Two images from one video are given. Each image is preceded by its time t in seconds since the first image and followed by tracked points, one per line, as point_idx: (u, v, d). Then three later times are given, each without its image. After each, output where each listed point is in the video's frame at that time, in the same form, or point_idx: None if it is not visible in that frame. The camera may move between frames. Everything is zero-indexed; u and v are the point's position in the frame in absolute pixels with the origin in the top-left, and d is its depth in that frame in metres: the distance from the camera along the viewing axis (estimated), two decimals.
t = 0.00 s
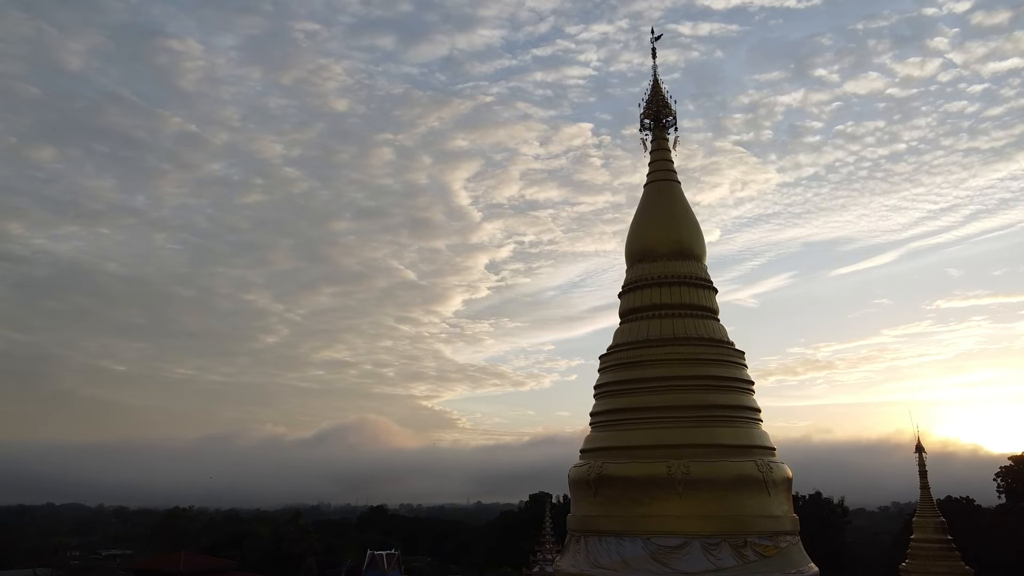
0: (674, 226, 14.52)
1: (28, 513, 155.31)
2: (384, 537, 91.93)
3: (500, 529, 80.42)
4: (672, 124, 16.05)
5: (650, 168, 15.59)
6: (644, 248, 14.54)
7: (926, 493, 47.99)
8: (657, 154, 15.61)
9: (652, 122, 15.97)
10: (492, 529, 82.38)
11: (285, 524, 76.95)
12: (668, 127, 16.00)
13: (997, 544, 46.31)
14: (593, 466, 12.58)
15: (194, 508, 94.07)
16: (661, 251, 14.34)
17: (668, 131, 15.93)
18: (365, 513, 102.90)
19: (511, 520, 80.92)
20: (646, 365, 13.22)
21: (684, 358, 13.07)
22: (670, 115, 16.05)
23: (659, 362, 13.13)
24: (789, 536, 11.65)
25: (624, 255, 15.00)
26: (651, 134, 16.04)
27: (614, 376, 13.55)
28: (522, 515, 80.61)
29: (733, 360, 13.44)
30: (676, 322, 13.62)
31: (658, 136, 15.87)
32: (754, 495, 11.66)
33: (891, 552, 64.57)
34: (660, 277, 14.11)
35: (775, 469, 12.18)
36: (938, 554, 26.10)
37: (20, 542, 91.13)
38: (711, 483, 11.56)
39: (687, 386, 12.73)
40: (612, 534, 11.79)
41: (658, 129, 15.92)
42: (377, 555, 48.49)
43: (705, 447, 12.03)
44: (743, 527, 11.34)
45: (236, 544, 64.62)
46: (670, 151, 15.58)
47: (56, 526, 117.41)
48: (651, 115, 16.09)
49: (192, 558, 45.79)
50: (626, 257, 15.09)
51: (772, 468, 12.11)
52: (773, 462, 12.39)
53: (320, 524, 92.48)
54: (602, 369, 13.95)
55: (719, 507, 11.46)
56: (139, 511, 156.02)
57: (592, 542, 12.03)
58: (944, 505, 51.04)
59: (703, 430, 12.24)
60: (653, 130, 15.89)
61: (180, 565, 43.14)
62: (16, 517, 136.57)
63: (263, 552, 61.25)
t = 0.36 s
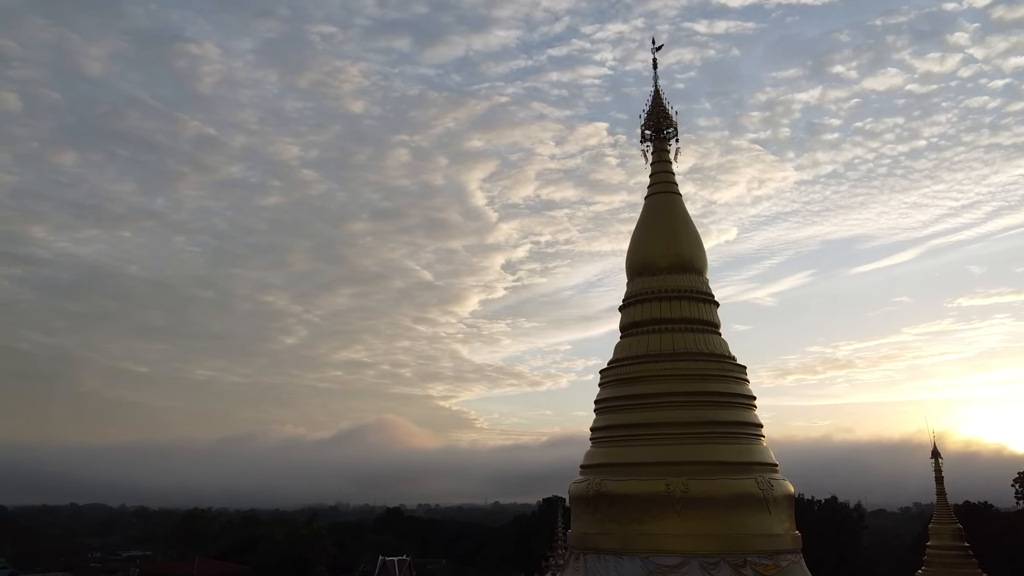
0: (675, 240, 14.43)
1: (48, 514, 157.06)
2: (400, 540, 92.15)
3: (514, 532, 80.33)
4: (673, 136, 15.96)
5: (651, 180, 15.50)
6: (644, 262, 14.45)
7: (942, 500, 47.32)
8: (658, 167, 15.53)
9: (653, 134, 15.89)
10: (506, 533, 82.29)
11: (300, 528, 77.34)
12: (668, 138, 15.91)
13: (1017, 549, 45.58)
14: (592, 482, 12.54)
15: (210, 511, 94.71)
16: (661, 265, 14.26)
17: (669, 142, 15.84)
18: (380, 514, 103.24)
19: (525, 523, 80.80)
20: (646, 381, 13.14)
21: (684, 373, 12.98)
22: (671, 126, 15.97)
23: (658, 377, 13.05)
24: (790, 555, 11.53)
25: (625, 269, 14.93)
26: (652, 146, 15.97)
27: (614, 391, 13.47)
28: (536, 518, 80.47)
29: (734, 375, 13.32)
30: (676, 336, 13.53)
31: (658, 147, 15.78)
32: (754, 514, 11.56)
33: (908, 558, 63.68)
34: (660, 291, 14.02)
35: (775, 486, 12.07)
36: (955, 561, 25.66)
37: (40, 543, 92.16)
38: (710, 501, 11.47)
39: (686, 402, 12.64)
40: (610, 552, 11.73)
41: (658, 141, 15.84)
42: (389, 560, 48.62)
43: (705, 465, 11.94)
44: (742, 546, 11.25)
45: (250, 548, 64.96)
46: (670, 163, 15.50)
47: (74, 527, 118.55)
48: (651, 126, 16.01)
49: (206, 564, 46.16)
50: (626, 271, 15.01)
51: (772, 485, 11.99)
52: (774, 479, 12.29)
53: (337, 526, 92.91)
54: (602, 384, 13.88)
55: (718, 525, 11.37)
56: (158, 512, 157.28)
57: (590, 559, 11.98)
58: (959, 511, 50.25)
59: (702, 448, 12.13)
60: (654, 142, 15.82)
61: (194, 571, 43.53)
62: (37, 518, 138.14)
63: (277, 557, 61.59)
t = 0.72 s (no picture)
0: (675, 253, 14.33)
1: (71, 515, 159.38)
2: (416, 541, 92.26)
3: (528, 535, 80.20)
4: (674, 147, 15.85)
5: (652, 192, 15.41)
6: (645, 275, 14.36)
7: (959, 505, 46.75)
8: (659, 179, 15.43)
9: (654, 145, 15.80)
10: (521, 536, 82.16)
11: (316, 531, 77.56)
12: (669, 150, 15.80)
13: None
14: (591, 499, 12.46)
15: (229, 512, 95.65)
16: (662, 279, 14.16)
17: (670, 154, 15.74)
18: (397, 516, 103.39)
19: (539, 526, 80.64)
20: (646, 397, 13.03)
21: (684, 390, 12.87)
22: (672, 137, 15.87)
23: (658, 394, 12.95)
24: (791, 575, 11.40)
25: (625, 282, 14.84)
26: (653, 158, 15.87)
27: (614, 407, 13.38)
28: (552, 520, 80.30)
29: (735, 391, 13.19)
30: (676, 351, 13.42)
31: (659, 159, 15.69)
32: (755, 533, 11.44)
33: (926, 564, 62.75)
34: (660, 306, 13.92)
35: (777, 504, 11.94)
36: (973, 569, 25.21)
37: (63, 544, 93.57)
38: (709, 520, 11.36)
39: (686, 419, 12.53)
40: (609, 570, 11.66)
41: (659, 152, 15.75)
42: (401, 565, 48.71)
43: (705, 483, 11.83)
44: (742, 566, 11.14)
45: (265, 552, 65.32)
46: (672, 176, 15.40)
47: (95, 528, 120.14)
48: (652, 137, 15.93)
49: (221, 568, 46.42)
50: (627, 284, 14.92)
51: (774, 504, 11.86)
52: (776, 496, 12.15)
53: (355, 527, 93.14)
54: (602, 399, 13.78)
55: (718, 545, 11.27)
56: (179, 513, 159.05)
57: None
58: (976, 518, 49.38)
59: (702, 465, 12.02)
60: (655, 154, 15.73)
61: None
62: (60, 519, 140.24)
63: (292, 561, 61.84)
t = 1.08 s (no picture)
0: (677, 267, 14.26)
1: (91, 516, 161.37)
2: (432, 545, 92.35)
3: (542, 540, 79.97)
4: (676, 159, 15.77)
5: (654, 205, 15.34)
6: (647, 289, 14.29)
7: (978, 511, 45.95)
8: (661, 192, 15.36)
9: (656, 157, 15.74)
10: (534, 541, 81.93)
11: (330, 535, 77.76)
12: (671, 161, 15.73)
13: None
14: (591, 516, 12.44)
15: (246, 514, 96.29)
16: (663, 293, 14.10)
17: (671, 166, 15.67)
18: (411, 519, 103.69)
19: (553, 531, 80.45)
20: (646, 414, 12.97)
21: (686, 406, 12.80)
22: (673, 149, 15.80)
23: (659, 409, 12.89)
24: None
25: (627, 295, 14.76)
26: (655, 169, 15.81)
27: (615, 423, 13.31)
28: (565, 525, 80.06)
29: (737, 407, 13.11)
30: (677, 367, 13.35)
31: (660, 171, 15.62)
32: (755, 552, 11.39)
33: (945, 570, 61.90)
34: (661, 320, 13.85)
35: (778, 522, 11.86)
36: None
37: (83, 545, 94.65)
38: (709, 540, 11.32)
39: (687, 437, 12.44)
40: None
41: (661, 164, 15.67)
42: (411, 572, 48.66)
43: (706, 500, 11.75)
44: None
45: (279, 556, 65.57)
46: (673, 188, 15.34)
47: (114, 529, 121.50)
48: (654, 149, 15.86)
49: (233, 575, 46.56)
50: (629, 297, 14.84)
51: (775, 522, 11.80)
52: (777, 514, 12.07)
53: (371, 530, 93.41)
54: (604, 414, 13.70)
55: (717, 564, 11.23)
56: (196, 513, 160.49)
57: None
58: (995, 523, 48.56)
59: (703, 483, 11.95)
60: (656, 166, 15.68)
61: None
62: (82, 520, 142.15)
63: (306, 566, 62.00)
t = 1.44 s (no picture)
0: (676, 282, 14.18)
1: (109, 516, 162.76)
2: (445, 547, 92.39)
3: (554, 544, 79.68)
4: (675, 172, 15.68)
5: (653, 218, 15.25)
6: (645, 304, 14.21)
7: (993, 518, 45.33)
8: (661, 205, 15.28)
9: (655, 170, 15.64)
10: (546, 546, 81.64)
11: (342, 539, 77.77)
12: (670, 174, 15.64)
13: None
14: (588, 534, 12.37)
15: (260, 514, 96.74)
16: (661, 307, 14.01)
17: (670, 179, 15.58)
18: (424, 521, 103.85)
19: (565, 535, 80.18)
20: (644, 431, 12.90)
21: (684, 423, 12.72)
22: (672, 162, 15.70)
23: (657, 426, 12.81)
24: None
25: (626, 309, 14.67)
26: (654, 182, 15.71)
27: (613, 439, 13.23)
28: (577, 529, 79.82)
29: (736, 423, 13.02)
30: (675, 383, 13.26)
31: (660, 184, 15.54)
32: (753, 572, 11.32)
33: None
34: (659, 335, 13.78)
35: (777, 541, 11.77)
36: None
37: (100, 547, 95.38)
38: (705, 559, 11.26)
39: (685, 455, 12.36)
40: None
41: (660, 177, 15.58)
42: None
43: (703, 519, 11.68)
44: None
45: (290, 561, 65.46)
46: (672, 202, 15.25)
47: (132, 529, 122.55)
48: (653, 162, 15.77)
49: None
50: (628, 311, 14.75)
51: (773, 541, 11.71)
52: (776, 533, 11.98)
53: (384, 532, 93.59)
54: (602, 430, 13.63)
55: None
56: (212, 514, 161.45)
57: None
58: (1010, 529, 47.79)
59: (701, 501, 11.88)
60: (656, 179, 15.59)
61: None
62: (101, 520, 143.53)
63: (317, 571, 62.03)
